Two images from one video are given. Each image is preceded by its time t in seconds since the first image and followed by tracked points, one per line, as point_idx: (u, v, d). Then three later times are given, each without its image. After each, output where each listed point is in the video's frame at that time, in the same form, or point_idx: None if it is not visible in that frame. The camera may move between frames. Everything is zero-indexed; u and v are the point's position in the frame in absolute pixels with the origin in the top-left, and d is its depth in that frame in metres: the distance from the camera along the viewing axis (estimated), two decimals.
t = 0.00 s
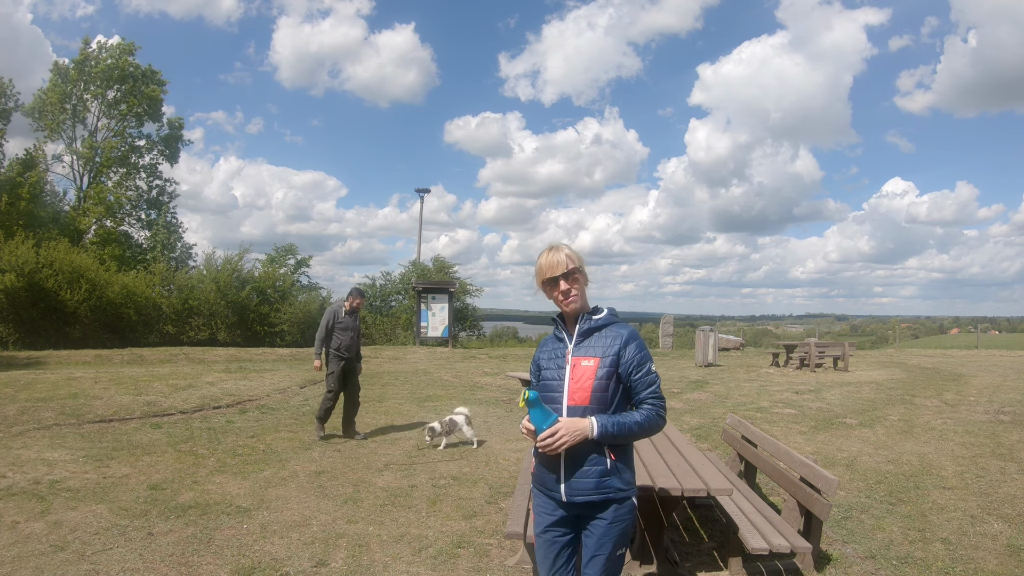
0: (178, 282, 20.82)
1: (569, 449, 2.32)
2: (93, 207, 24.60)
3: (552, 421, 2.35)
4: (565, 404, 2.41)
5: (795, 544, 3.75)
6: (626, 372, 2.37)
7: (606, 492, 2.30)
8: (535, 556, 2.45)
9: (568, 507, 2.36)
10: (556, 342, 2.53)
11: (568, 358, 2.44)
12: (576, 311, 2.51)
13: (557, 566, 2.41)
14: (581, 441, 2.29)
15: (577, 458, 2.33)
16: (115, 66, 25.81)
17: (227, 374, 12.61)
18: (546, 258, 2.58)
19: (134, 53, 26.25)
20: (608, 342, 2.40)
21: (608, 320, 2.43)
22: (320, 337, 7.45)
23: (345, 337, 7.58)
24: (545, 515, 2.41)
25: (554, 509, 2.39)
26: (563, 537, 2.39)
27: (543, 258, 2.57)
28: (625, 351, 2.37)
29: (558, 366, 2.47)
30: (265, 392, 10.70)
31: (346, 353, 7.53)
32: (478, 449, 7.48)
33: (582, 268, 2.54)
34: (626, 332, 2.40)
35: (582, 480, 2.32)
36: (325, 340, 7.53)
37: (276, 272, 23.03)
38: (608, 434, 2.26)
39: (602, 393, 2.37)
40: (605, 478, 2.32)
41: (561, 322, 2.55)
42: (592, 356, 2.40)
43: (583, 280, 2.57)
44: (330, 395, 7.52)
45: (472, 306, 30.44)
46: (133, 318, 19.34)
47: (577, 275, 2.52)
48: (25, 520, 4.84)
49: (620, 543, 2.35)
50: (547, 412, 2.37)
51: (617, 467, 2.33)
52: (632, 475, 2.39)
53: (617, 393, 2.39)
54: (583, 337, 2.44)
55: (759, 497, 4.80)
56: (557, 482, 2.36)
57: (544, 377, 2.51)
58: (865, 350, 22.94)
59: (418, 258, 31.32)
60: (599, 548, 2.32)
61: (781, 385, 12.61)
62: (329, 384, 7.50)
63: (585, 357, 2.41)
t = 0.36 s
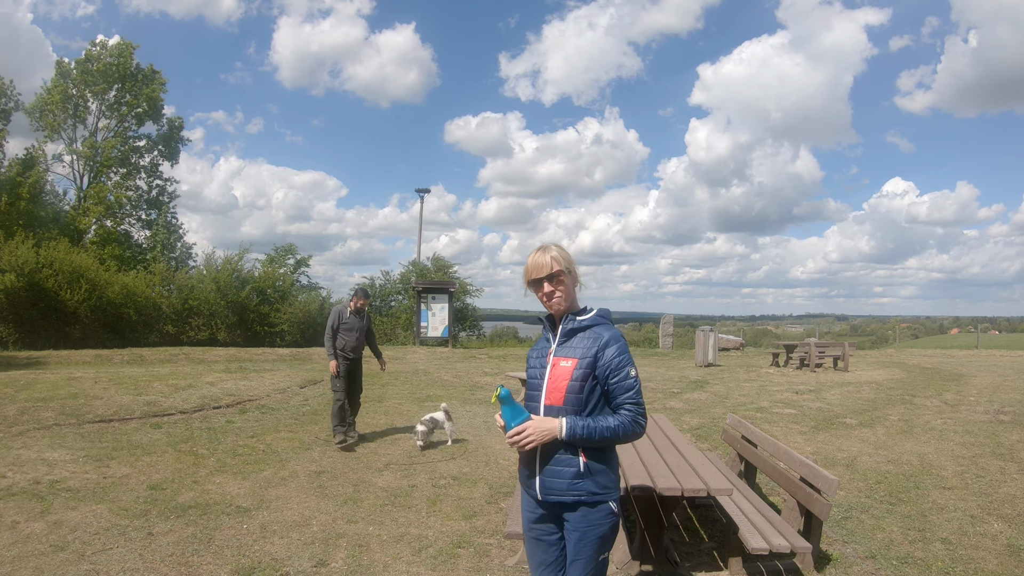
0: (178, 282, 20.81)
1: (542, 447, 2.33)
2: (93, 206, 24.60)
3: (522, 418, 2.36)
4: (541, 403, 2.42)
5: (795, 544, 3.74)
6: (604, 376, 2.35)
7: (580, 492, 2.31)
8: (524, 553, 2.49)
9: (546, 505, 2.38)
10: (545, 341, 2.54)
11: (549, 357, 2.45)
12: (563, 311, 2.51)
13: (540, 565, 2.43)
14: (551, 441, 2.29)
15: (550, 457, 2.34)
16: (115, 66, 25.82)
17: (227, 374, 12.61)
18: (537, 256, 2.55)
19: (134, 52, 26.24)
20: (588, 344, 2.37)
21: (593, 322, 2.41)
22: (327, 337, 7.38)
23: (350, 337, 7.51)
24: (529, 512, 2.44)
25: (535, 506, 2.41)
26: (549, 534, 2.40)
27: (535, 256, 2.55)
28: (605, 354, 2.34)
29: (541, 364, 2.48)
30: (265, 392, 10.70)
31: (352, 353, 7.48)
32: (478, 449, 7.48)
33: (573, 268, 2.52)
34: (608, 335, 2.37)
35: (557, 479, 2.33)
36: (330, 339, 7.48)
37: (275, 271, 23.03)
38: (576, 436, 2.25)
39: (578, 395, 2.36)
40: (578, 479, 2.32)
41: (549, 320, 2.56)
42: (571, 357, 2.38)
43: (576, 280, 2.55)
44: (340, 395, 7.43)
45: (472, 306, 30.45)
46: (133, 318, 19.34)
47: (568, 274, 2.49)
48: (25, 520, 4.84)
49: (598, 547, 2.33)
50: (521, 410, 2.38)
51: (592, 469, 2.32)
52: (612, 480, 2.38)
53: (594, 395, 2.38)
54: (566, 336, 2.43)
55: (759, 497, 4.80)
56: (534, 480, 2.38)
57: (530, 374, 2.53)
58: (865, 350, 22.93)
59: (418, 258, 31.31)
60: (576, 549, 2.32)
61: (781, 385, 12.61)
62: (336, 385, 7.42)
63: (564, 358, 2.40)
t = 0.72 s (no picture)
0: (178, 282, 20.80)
1: (526, 451, 2.35)
2: (93, 206, 24.61)
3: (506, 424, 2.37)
4: (526, 407, 2.42)
5: (795, 544, 3.74)
6: (586, 381, 2.31)
7: (563, 496, 2.31)
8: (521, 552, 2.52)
9: (534, 506, 2.40)
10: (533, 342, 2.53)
11: (533, 360, 2.44)
12: (549, 311, 2.49)
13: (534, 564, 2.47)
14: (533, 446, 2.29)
15: (534, 459, 2.36)
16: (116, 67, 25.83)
17: (227, 374, 12.61)
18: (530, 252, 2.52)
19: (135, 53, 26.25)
20: (569, 347, 2.35)
21: (576, 325, 2.36)
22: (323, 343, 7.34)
23: (348, 343, 7.43)
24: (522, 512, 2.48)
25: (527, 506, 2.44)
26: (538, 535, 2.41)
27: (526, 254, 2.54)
28: (585, 359, 2.30)
29: (526, 366, 2.48)
30: (265, 392, 10.70)
31: (351, 359, 7.42)
32: (478, 450, 7.48)
33: (560, 268, 2.48)
34: (590, 339, 2.32)
35: (542, 483, 2.34)
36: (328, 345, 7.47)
37: (275, 271, 23.05)
38: (555, 442, 2.24)
39: (560, 399, 2.34)
40: (561, 483, 2.32)
41: (537, 320, 2.55)
42: (553, 361, 2.37)
43: (565, 280, 2.51)
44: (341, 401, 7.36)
45: (472, 306, 30.46)
46: (133, 318, 19.34)
47: (553, 276, 2.46)
48: (25, 520, 4.84)
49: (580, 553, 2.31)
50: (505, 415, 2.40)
51: (573, 473, 2.31)
52: (598, 485, 2.34)
53: (577, 399, 2.35)
54: (551, 339, 2.42)
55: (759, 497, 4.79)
56: (523, 482, 2.42)
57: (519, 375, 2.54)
58: (865, 350, 22.93)
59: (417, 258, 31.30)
60: (555, 553, 2.29)
61: (781, 385, 12.60)
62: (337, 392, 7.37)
63: (547, 361, 2.38)
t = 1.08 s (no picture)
0: (178, 281, 20.81)
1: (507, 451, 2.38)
2: (93, 206, 24.61)
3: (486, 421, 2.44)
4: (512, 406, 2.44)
5: (795, 544, 3.74)
6: (563, 383, 2.25)
7: (539, 503, 2.30)
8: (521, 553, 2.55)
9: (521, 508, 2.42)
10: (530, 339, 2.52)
11: (522, 357, 2.44)
12: (541, 307, 2.46)
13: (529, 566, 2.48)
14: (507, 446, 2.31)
15: (518, 461, 2.38)
16: (117, 67, 25.82)
17: (227, 374, 12.62)
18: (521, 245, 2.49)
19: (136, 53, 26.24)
20: (550, 347, 2.31)
21: (562, 324, 2.30)
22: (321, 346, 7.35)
23: (345, 345, 7.37)
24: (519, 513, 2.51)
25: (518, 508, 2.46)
26: (528, 540, 2.43)
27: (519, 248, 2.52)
28: (563, 360, 2.24)
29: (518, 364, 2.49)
30: (265, 392, 10.70)
31: (350, 361, 7.40)
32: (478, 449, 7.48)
33: (552, 263, 2.44)
34: (571, 339, 2.25)
35: (523, 486, 2.36)
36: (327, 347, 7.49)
37: (275, 271, 23.06)
38: (527, 446, 2.24)
39: (540, 399, 2.33)
40: (540, 488, 2.31)
41: (535, 314, 2.54)
42: (535, 360, 2.35)
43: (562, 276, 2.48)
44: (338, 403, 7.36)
45: (472, 306, 30.47)
46: (133, 318, 19.35)
47: (543, 272, 2.42)
48: (25, 520, 4.84)
49: (563, 562, 2.28)
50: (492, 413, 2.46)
51: (550, 479, 2.29)
52: (578, 495, 2.29)
53: (556, 401, 2.31)
54: (539, 337, 2.38)
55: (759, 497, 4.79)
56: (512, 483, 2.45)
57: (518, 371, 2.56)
58: (865, 350, 22.93)
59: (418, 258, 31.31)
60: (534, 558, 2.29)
61: (781, 385, 12.61)
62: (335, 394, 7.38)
63: (531, 360, 2.37)
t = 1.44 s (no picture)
0: (178, 281, 20.81)
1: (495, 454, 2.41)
2: (93, 206, 24.62)
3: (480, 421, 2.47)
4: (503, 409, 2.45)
5: (795, 544, 3.74)
6: (532, 388, 2.23)
7: (524, 507, 2.32)
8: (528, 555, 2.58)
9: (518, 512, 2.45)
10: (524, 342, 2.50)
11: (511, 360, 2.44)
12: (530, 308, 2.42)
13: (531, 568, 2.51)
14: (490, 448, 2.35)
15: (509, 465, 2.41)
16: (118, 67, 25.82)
17: (227, 374, 12.62)
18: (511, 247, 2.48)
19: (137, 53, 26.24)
20: (524, 352, 2.29)
21: (537, 327, 2.27)
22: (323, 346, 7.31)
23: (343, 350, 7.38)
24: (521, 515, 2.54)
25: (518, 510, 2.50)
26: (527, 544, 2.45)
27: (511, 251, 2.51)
28: (531, 364, 2.21)
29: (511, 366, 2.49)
30: (265, 392, 10.71)
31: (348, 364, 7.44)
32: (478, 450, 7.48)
33: (538, 261, 2.39)
34: (539, 343, 2.21)
35: (513, 491, 2.39)
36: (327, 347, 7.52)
37: (275, 271, 23.07)
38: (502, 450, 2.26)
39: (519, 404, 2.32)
40: (524, 494, 2.33)
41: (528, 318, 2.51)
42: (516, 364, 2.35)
43: (561, 275, 2.41)
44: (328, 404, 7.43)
45: (472, 306, 30.47)
46: (133, 318, 19.34)
47: (534, 272, 2.39)
48: (25, 520, 4.84)
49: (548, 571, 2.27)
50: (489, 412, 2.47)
51: (531, 485, 2.30)
52: (559, 503, 2.27)
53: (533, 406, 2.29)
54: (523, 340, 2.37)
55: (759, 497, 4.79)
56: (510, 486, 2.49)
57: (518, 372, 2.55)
58: (865, 350, 22.92)
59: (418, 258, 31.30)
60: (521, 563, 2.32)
61: (781, 385, 12.60)
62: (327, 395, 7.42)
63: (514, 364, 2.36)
